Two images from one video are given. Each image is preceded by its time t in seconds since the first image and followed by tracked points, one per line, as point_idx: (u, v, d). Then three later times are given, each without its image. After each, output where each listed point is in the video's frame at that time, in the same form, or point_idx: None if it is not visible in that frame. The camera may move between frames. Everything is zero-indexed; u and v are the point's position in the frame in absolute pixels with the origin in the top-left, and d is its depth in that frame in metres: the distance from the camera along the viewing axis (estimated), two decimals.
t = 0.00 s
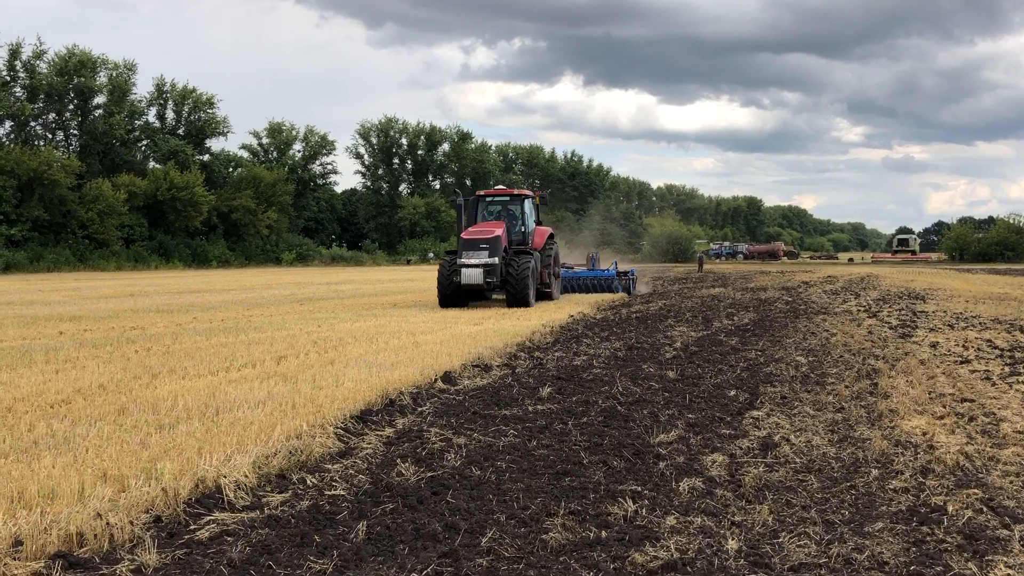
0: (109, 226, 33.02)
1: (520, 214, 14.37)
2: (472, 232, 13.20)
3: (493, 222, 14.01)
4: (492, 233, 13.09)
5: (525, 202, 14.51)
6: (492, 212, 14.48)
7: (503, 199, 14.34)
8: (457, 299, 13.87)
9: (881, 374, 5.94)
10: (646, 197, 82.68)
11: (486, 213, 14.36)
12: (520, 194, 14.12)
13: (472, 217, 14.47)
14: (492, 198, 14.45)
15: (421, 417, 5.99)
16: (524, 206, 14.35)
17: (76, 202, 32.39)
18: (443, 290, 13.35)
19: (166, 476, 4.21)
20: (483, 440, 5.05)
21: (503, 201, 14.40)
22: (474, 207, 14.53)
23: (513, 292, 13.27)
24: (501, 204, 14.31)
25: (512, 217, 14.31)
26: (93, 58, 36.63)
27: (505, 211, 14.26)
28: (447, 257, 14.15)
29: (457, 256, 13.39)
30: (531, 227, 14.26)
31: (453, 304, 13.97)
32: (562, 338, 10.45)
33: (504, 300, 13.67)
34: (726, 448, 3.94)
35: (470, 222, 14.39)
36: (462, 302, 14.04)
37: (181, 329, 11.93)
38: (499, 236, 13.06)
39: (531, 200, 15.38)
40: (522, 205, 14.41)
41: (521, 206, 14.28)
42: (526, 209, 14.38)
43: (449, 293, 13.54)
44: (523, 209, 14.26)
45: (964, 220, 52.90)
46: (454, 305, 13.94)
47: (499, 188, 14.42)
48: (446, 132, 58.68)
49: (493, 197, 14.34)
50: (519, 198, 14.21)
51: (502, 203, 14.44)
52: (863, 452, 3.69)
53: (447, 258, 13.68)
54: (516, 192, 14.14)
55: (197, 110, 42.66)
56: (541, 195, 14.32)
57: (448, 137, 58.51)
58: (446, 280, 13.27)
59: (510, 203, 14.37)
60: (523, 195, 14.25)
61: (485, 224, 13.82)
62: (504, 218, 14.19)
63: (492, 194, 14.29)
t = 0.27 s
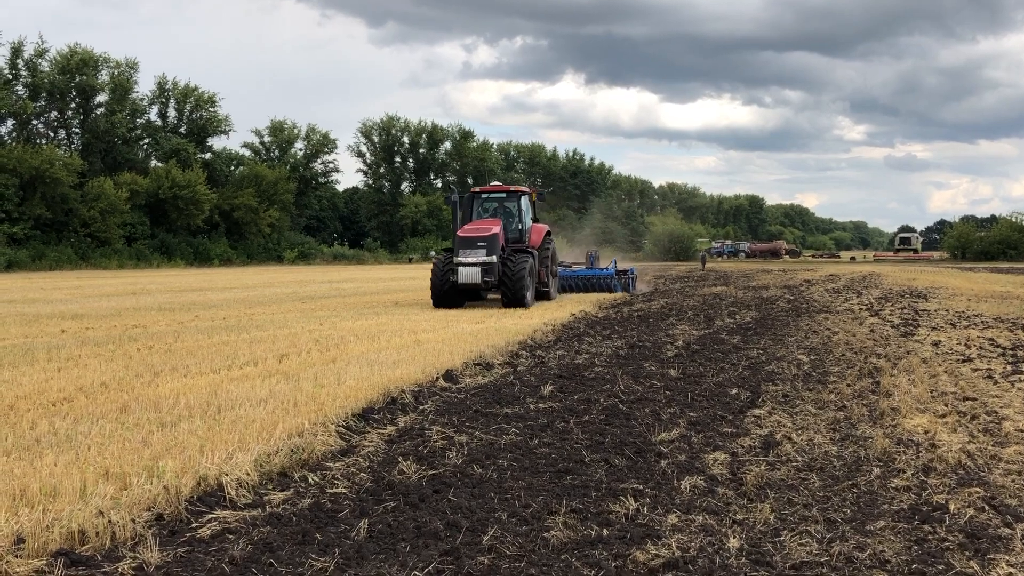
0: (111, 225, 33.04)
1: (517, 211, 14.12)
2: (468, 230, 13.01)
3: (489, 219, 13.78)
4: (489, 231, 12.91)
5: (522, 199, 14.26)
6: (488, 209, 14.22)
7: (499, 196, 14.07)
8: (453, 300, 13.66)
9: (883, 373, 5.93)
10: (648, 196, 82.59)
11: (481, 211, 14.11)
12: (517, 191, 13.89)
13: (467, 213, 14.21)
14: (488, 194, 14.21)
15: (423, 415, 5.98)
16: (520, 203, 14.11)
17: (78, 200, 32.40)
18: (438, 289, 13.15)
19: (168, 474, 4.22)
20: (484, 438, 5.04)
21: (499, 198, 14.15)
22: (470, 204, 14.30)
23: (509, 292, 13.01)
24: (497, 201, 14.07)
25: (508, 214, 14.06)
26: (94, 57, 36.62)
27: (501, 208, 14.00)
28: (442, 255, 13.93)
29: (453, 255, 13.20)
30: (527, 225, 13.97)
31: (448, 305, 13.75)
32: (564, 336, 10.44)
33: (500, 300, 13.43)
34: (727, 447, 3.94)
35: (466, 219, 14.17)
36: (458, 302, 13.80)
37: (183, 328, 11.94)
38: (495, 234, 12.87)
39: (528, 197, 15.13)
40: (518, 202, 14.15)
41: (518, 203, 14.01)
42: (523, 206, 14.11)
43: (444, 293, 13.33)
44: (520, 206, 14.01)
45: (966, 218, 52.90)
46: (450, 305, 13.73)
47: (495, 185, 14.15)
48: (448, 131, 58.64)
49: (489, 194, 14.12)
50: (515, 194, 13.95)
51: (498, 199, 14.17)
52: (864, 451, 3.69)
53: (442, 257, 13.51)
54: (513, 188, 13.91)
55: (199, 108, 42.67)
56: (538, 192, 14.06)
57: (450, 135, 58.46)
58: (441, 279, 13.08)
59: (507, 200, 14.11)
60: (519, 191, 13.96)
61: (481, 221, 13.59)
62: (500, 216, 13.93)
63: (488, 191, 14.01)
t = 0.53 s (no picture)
0: (113, 224, 33.08)
1: (513, 209, 13.70)
2: (461, 228, 12.49)
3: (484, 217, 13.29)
4: (483, 229, 12.46)
5: (519, 196, 13.84)
6: (483, 207, 13.76)
7: (495, 193, 13.60)
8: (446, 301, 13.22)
9: (885, 372, 5.92)
10: (649, 195, 82.52)
11: (476, 208, 13.69)
12: (513, 188, 13.46)
13: (461, 211, 13.78)
14: (483, 191, 13.78)
15: (425, 414, 6.00)
16: (517, 200, 13.68)
17: (80, 200, 32.43)
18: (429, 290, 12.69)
19: (170, 473, 4.23)
20: (486, 437, 5.05)
21: (495, 195, 13.73)
22: (465, 201, 13.87)
23: (502, 293, 12.56)
24: (493, 198, 13.64)
25: (504, 212, 13.65)
26: (97, 56, 36.67)
27: (497, 206, 13.53)
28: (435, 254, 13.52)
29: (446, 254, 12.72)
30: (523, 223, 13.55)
31: (440, 305, 13.28)
32: (566, 335, 10.44)
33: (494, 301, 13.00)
34: (730, 446, 3.93)
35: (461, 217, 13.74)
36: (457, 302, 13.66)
37: (185, 327, 11.95)
38: (490, 233, 12.38)
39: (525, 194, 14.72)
40: (515, 199, 13.73)
41: (514, 200, 13.55)
42: (520, 203, 13.64)
43: (437, 294, 12.89)
44: (516, 204, 13.59)
45: (968, 217, 52.93)
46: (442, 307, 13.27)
47: (491, 181, 13.67)
48: (449, 130, 58.60)
49: (485, 191, 13.69)
50: (511, 191, 13.52)
51: (494, 197, 13.71)
52: (866, 450, 3.68)
53: (434, 256, 13.07)
54: (509, 185, 13.48)
55: (201, 108, 42.69)
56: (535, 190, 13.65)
57: (451, 134, 58.43)
58: (432, 280, 12.65)
59: (503, 198, 13.64)
60: (516, 188, 13.48)
61: (475, 219, 13.10)
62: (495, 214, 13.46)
63: (483, 188, 13.53)
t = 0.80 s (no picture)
0: (118, 223, 33.14)
1: (510, 208, 13.39)
2: (453, 227, 12.25)
3: (478, 216, 13.02)
4: (475, 228, 12.17)
5: (515, 195, 13.55)
6: (479, 205, 13.46)
7: (491, 191, 13.31)
8: (437, 302, 12.91)
9: (888, 371, 5.92)
10: (653, 195, 82.42)
11: (471, 206, 13.39)
12: (509, 186, 13.17)
13: (456, 209, 13.50)
14: (479, 189, 13.49)
15: (429, 413, 6.02)
16: (513, 198, 13.39)
17: (84, 199, 32.50)
18: (420, 291, 12.41)
19: (175, 471, 4.25)
20: (491, 436, 5.05)
21: (491, 193, 13.45)
22: (460, 199, 13.59)
23: (495, 294, 12.25)
24: (488, 196, 13.35)
25: (500, 211, 13.35)
26: (101, 56, 36.78)
27: (492, 205, 13.24)
28: (428, 254, 13.24)
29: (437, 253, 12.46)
30: (519, 222, 13.25)
31: (432, 306, 13.01)
32: (570, 335, 10.46)
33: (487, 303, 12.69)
34: (734, 446, 3.93)
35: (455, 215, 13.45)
36: (458, 302, 13.62)
37: (189, 326, 11.99)
38: (482, 232, 12.10)
39: (523, 193, 14.43)
40: (511, 198, 13.42)
41: (511, 199, 13.26)
42: (516, 202, 13.35)
43: (427, 294, 12.61)
44: (512, 202, 13.29)
45: (973, 216, 52.84)
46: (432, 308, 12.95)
47: (487, 179, 13.38)
48: (453, 129, 58.61)
49: (480, 188, 13.41)
50: (507, 189, 13.23)
51: (490, 195, 13.40)
52: (870, 449, 3.68)
53: (426, 256, 12.80)
54: (505, 183, 13.19)
55: (205, 107, 42.75)
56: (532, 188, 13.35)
57: (455, 134, 58.43)
58: (422, 280, 12.37)
59: (499, 196, 13.34)
60: (512, 187, 13.17)
61: (469, 218, 12.85)
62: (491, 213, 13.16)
63: (479, 185, 13.26)
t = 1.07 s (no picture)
0: (124, 222, 33.25)
1: (507, 204, 12.98)
2: (445, 225, 11.82)
3: (473, 215, 12.61)
4: (467, 227, 11.74)
5: (513, 191, 13.13)
6: (476, 202, 13.08)
7: (488, 188, 12.94)
8: (431, 303, 12.45)
9: (895, 370, 5.90)
10: (659, 193, 82.24)
11: (467, 203, 12.99)
12: (506, 182, 12.77)
13: (451, 206, 13.12)
14: (476, 186, 13.10)
15: (435, 410, 6.03)
16: (510, 195, 12.97)
17: (91, 198, 32.64)
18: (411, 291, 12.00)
19: (182, 468, 4.26)
20: (496, 434, 5.06)
21: (487, 190, 13.06)
22: (456, 196, 13.20)
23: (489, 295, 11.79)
24: (484, 193, 12.94)
25: (497, 208, 12.94)
26: (107, 54, 36.91)
27: (489, 202, 12.85)
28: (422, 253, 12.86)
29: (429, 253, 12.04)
30: (517, 220, 12.85)
31: (426, 307, 12.57)
32: (575, 333, 10.45)
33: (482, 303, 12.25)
34: (740, 443, 3.93)
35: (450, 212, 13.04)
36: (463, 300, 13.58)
37: (195, 324, 12.03)
38: (475, 230, 11.67)
39: (522, 190, 14.02)
40: (509, 195, 13.03)
41: (508, 196, 12.86)
42: (514, 199, 12.95)
43: (419, 295, 12.19)
44: (509, 199, 12.88)
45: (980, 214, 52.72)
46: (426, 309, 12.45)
47: (484, 176, 13.02)
48: (458, 128, 58.59)
49: (476, 185, 13.01)
50: (504, 186, 12.84)
51: (487, 192, 13.03)
52: (876, 448, 3.66)
53: (419, 255, 12.38)
54: (502, 179, 12.80)
55: (211, 106, 42.85)
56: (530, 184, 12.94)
57: (460, 132, 58.42)
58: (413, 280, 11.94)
59: (496, 193, 12.96)
60: (510, 183, 12.80)
61: (464, 216, 12.43)
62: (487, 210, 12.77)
63: (475, 182, 12.89)
